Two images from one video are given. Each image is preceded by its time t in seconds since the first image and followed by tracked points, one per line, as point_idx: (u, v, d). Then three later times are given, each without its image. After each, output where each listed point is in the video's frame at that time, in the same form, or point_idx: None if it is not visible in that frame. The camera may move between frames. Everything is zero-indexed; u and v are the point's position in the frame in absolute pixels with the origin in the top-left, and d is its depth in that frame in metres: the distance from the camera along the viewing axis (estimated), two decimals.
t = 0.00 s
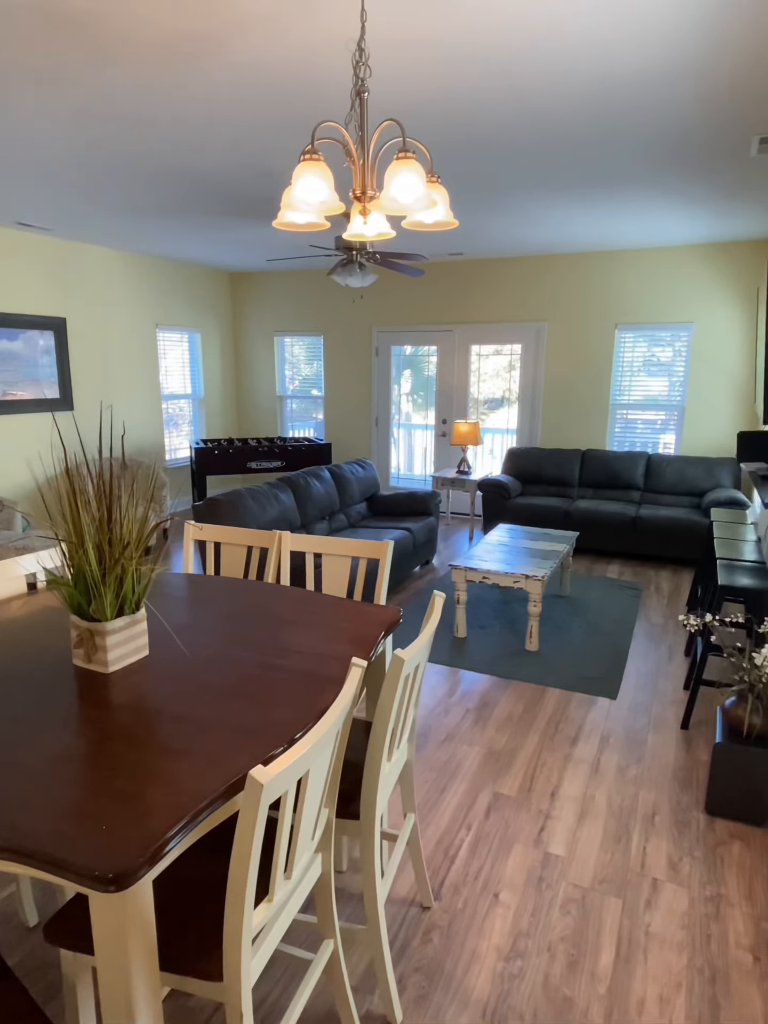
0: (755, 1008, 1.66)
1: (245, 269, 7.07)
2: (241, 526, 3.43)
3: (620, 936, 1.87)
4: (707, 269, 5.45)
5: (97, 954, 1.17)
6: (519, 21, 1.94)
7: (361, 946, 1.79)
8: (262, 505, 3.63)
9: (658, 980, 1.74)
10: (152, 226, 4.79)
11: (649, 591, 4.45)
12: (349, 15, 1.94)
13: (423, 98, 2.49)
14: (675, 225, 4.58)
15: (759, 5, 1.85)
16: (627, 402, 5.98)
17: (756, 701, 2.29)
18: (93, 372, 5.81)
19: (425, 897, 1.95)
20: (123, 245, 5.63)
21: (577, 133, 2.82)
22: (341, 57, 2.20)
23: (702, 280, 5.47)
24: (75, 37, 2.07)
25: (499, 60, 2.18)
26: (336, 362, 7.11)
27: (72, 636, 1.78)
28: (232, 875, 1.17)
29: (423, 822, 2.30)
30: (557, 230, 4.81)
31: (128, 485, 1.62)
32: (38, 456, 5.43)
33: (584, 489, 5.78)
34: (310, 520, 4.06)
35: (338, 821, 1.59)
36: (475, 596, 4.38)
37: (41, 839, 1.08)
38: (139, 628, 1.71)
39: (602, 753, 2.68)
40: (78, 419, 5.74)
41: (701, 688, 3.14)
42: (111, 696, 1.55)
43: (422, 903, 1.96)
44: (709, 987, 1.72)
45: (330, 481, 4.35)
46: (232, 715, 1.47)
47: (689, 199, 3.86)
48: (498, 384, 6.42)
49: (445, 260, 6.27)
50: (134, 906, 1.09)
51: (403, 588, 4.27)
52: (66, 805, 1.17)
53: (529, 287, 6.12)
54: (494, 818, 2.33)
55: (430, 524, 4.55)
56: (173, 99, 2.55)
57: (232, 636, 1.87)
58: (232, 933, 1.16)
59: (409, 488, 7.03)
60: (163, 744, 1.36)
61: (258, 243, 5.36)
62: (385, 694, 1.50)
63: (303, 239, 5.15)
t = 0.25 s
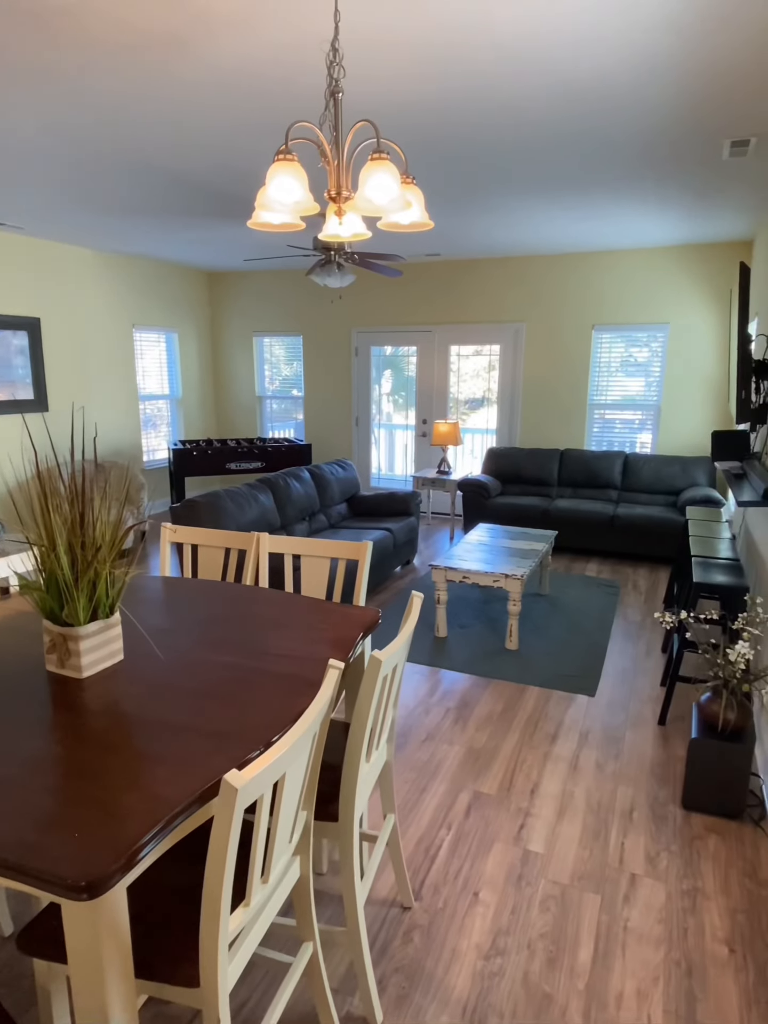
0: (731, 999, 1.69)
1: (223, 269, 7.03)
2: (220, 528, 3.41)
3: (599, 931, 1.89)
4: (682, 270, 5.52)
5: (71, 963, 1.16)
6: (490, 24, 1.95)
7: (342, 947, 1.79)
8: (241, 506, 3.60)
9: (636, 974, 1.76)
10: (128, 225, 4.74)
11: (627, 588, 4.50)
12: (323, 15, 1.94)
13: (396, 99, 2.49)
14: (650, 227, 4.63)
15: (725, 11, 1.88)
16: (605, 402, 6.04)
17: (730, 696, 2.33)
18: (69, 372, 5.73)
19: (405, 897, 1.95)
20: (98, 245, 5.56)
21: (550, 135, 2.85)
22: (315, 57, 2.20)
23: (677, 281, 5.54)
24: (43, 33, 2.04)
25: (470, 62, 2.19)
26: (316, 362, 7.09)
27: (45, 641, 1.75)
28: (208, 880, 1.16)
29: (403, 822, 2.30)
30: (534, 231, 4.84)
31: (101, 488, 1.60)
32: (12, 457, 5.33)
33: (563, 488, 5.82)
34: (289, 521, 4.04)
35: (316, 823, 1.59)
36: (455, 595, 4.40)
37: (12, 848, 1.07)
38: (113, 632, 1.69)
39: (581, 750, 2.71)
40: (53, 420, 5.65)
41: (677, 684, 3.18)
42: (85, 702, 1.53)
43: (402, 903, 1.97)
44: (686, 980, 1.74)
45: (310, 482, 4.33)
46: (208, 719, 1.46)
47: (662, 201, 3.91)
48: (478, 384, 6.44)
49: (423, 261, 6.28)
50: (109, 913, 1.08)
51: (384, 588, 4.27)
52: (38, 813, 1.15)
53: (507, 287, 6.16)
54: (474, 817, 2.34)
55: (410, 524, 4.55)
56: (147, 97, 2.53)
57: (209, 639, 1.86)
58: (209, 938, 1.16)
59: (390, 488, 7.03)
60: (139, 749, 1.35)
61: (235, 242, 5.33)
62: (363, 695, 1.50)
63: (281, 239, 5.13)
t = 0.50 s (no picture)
0: (707, 991, 1.71)
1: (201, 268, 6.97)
2: (199, 529, 3.38)
3: (578, 927, 1.90)
4: (657, 271, 5.59)
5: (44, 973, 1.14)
6: (463, 25, 1.96)
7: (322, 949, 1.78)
8: (220, 507, 3.58)
9: (615, 969, 1.77)
10: (103, 224, 4.68)
11: (605, 586, 4.55)
12: (297, 14, 1.93)
13: (371, 99, 2.49)
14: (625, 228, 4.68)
15: (693, 15, 1.91)
16: (583, 401, 6.09)
17: (706, 691, 2.36)
18: (44, 373, 5.65)
19: (386, 898, 1.95)
20: (74, 243, 5.49)
21: (525, 137, 2.87)
22: (289, 56, 2.19)
23: (653, 281, 5.61)
24: (12, 27, 2.01)
25: (444, 63, 2.20)
26: (295, 362, 7.06)
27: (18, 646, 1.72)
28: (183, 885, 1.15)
29: (384, 823, 2.30)
30: (512, 231, 4.87)
31: (74, 490, 1.58)
32: None
33: (542, 488, 5.86)
34: (269, 522, 4.02)
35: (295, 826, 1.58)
36: (436, 595, 4.41)
37: None
38: (87, 636, 1.67)
39: (560, 747, 2.73)
40: (28, 421, 5.56)
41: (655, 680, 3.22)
42: (58, 706, 1.50)
43: (383, 904, 1.96)
44: (664, 973, 1.76)
45: (290, 483, 4.31)
46: (184, 723, 1.44)
47: (637, 203, 3.95)
48: (458, 384, 6.46)
49: (402, 261, 6.29)
50: (81, 921, 1.06)
51: (365, 588, 4.26)
52: (9, 820, 1.13)
53: (486, 288, 6.19)
54: (455, 816, 2.34)
55: (391, 524, 4.56)
56: (120, 94, 2.50)
57: (186, 642, 1.84)
58: (185, 944, 1.14)
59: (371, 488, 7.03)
60: (113, 754, 1.33)
61: (213, 241, 5.29)
62: (341, 696, 1.50)
63: (260, 239, 5.10)
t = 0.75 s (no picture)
0: (685, 983, 1.73)
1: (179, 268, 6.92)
2: (177, 531, 3.35)
3: (558, 923, 1.91)
4: (634, 272, 5.65)
5: (17, 982, 1.12)
6: (437, 26, 1.97)
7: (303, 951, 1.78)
8: (199, 509, 3.55)
9: (594, 963, 1.79)
10: (78, 222, 4.62)
11: (585, 584, 4.59)
12: (271, 12, 1.92)
13: (346, 98, 2.49)
14: (601, 229, 4.73)
15: (664, 18, 1.94)
16: (562, 401, 6.14)
17: (682, 687, 2.39)
18: (19, 373, 5.56)
19: (366, 898, 1.94)
20: (48, 242, 5.41)
21: (500, 138, 2.89)
22: (263, 55, 2.18)
23: (630, 282, 5.67)
24: None
25: (418, 64, 2.21)
26: (275, 362, 7.03)
27: None
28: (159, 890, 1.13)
29: (365, 823, 2.30)
30: (490, 232, 4.90)
31: (46, 491, 1.56)
32: None
33: (522, 487, 5.90)
34: (249, 523, 3.99)
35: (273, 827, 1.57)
36: (417, 595, 4.41)
37: None
38: (61, 640, 1.65)
39: (540, 745, 2.75)
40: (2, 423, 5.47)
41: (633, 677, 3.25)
42: (31, 711, 1.48)
43: (364, 904, 1.96)
44: (642, 967, 1.78)
45: (270, 483, 4.29)
46: (161, 726, 1.43)
47: (613, 205, 4.00)
48: (439, 384, 6.48)
49: (381, 261, 6.30)
50: (55, 928, 1.04)
51: (346, 589, 4.26)
52: None
53: (465, 288, 6.21)
54: (435, 815, 2.35)
55: (372, 524, 4.55)
56: (92, 92, 2.47)
57: (163, 644, 1.82)
58: (161, 949, 1.13)
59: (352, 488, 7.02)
60: (87, 758, 1.31)
61: (190, 240, 5.24)
62: (319, 697, 1.49)
63: (238, 238, 5.07)
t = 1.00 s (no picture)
0: (663, 976, 1.75)
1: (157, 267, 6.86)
2: (155, 532, 3.32)
3: (538, 919, 1.93)
4: (611, 273, 5.71)
5: None
6: (412, 26, 1.97)
7: (283, 953, 1.77)
8: (177, 510, 3.52)
9: (574, 959, 1.80)
10: (53, 220, 4.56)
11: (564, 583, 4.63)
12: (246, 10, 1.91)
13: (322, 97, 2.48)
14: (579, 231, 4.77)
15: (638, 22, 1.96)
16: (541, 401, 6.19)
17: (659, 683, 2.41)
18: None
19: (347, 899, 1.94)
20: (22, 240, 5.33)
21: (477, 140, 2.90)
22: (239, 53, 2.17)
23: (607, 283, 5.73)
24: None
25: (395, 64, 2.21)
26: (255, 362, 7.00)
27: None
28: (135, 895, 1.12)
29: (346, 824, 2.29)
30: (469, 233, 4.92)
31: (19, 493, 1.54)
32: None
33: (502, 487, 5.94)
34: (229, 524, 3.97)
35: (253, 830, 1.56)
36: (399, 594, 4.42)
37: None
38: (36, 644, 1.62)
39: (520, 742, 2.76)
40: None
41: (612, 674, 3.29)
42: (5, 716, 1.46)
43: (345, 905, 1.96)
44: (621, 961, 1.80)
45: (250, 484, 4.27)
46: (138, 730, 1.41)
47: (589, 206, 4.04)
48: (420, 384, 6.49)
49: (361, 261, 6.29)
50: (28, 937, 1.03)
51: (327, 589, 4.25)
52: None
53: (445, 289, 6.23)
54: (417, 814, 2.35)
55: (353, 525, 4.55)
56: (65, 88, 2.44)
57: (141, 647, 1.81)
58: (138, 955, 1.12)
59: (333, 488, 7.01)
60: (62, 763, 1.30)
61: (167, 239, 5.20)
62: (298, 698, 1.48)
63: (216, 238, 5.04)
